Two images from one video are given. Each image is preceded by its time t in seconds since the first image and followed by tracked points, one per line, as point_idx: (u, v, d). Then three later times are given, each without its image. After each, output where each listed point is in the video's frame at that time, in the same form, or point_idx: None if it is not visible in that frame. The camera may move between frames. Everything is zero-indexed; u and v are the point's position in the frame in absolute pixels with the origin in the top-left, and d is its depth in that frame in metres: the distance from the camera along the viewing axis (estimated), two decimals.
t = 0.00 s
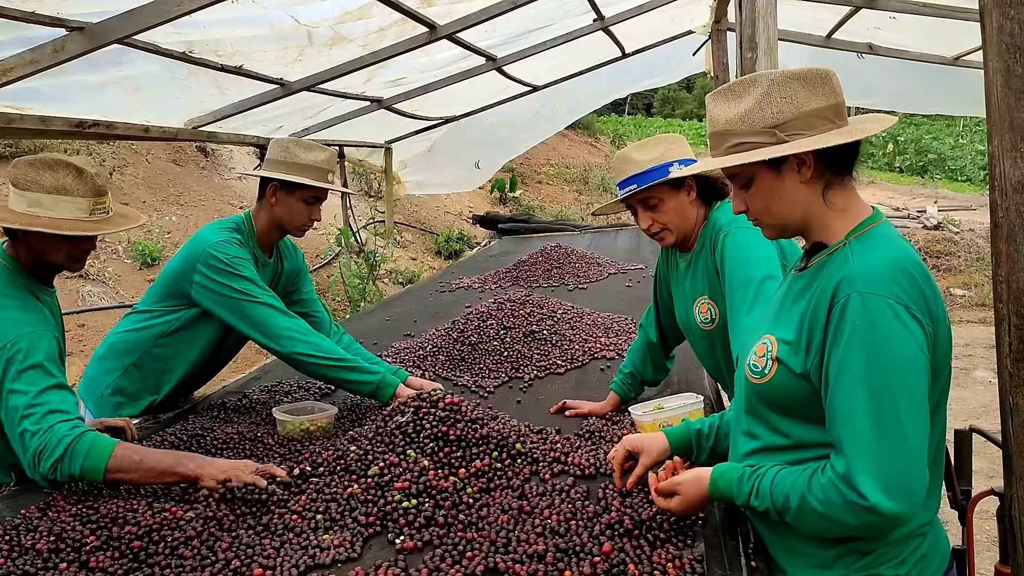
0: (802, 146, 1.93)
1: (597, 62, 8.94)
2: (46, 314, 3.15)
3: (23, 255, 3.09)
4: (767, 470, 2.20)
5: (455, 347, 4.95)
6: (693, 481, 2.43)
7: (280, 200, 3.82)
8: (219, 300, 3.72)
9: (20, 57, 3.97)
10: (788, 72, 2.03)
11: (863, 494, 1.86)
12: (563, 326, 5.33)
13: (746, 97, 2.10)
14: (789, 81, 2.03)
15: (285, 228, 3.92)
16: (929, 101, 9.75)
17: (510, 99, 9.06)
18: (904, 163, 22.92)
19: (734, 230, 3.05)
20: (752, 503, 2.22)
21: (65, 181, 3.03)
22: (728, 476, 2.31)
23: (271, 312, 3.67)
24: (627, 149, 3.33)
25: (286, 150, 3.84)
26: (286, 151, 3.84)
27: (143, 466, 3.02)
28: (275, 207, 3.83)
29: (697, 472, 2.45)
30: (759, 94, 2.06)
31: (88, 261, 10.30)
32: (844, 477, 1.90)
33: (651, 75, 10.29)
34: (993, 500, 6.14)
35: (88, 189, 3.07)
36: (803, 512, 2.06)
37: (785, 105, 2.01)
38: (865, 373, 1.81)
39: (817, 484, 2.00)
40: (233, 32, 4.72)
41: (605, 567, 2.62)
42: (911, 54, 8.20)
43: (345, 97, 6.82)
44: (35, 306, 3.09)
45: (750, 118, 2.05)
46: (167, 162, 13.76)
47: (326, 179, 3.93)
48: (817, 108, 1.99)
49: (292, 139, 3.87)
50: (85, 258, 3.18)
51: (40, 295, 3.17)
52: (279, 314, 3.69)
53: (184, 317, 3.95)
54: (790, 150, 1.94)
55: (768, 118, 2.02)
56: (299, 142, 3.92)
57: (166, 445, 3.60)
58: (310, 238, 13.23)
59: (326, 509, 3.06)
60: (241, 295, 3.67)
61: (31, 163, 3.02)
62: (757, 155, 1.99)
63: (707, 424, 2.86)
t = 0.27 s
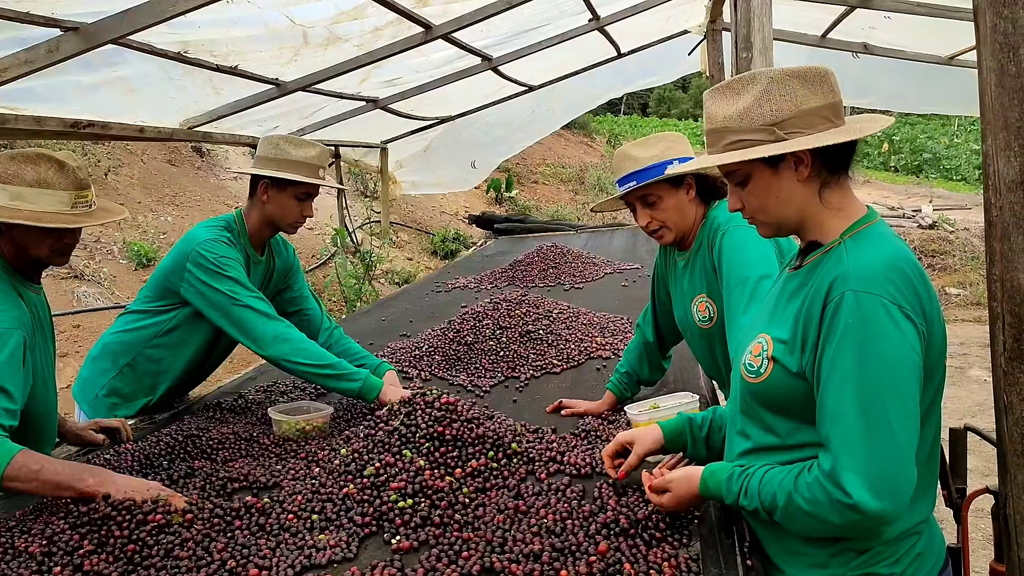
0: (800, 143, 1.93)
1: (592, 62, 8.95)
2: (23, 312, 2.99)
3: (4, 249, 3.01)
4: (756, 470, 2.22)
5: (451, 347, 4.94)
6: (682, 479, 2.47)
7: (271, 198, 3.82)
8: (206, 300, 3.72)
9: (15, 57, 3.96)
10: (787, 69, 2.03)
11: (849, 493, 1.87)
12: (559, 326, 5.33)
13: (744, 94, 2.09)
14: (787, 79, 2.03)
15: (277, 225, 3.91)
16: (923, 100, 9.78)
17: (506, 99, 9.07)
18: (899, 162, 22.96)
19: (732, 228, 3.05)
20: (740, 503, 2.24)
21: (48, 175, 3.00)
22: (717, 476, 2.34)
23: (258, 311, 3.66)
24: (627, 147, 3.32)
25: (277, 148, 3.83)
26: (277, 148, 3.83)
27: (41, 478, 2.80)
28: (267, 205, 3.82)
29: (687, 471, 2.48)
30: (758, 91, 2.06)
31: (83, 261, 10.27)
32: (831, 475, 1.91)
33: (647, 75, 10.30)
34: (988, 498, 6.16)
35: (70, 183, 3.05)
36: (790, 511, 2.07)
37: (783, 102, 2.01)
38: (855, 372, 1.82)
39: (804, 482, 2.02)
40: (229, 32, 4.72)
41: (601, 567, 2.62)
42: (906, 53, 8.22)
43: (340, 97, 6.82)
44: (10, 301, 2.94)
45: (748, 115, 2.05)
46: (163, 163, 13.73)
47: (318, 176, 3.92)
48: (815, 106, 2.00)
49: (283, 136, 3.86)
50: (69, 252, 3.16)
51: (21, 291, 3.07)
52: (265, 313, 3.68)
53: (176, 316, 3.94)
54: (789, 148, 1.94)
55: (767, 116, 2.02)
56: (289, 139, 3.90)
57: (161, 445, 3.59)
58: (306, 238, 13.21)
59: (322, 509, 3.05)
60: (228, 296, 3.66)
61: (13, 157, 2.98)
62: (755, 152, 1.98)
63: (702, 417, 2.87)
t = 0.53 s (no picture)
0: (796, 142, 1.92)
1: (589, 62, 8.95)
2: (27, 307, 2.97)
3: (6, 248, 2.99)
4: (736, 468, 2.25)
5: (448, 347, 4.94)
6: (666, 475, 2.52)
7: (265, 196, 3.80)
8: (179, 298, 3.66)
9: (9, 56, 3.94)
10: (784, 67, 2.02)
11: (824, 492, 1.88)
12: (556, 325, 5.33)
13: (740, 90, 2.08)
14: (783, 77, 2.02)
15: (271, 224, 3.89)
16: (919, 100, 9.80)
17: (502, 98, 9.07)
18: (895, 161, 22.96)
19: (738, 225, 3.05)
20: (720, 499, 2.27)
21: (49, 175, 2.98)
22: (699, 473, 2.40)
23: (222, 313, 3.55)
24: (630, 137, 3.34)
25: (270, 146, 3.82)
26: (270, 146, 3.82)
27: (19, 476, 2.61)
28: (259, 203, 3.81)
29: (670, 468, 2.54)
30: (754, 87, 2.05)
31: (79, 262, 10.25)
32: (805, 473, 1.93)
33: (643, 74, 10.31)
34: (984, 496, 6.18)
35: (71, 182, 3.04)
36: (768, 508, 2.09)
37: (779, 100, 2.00)
38: (833, 372, 1.82)
39: (780, 481, 2.04)
40: (224, 32, 4.71)
41: (598, 566, 2.61)
42: (902, 52, 8.23)
43: (337, 97, 6.81)
44: (13, 296, 2.91)
45: (743, 111, 2.03)
46: (159, 163, 13.70)
47: (311, 174, 3.90)
48: (810, 105, 1.99)
49: (276, 134, 3.85)
50: (72, 251, 3.14)
51: (26, 291, 3.04)
52: (228, 316, 3.57)
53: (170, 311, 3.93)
54: (783, 146, 1.93)
55: (761, 113, 2.00)
56: (282, 138, 3.89)
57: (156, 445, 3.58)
58: (302, 238, 13.20)
59: (318, 509, 3.05)
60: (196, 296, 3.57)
61: (14, 158, 2.97)
62: (750, 149, 1.96)
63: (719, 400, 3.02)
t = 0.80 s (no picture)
0: (776, 143, 1.94)
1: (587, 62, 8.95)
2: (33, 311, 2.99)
3: (8, 254, 2.98)
4: (742, 473, 2.21)
5: (446, 347, 4.95)
6: (668, 486, 2.44)
7: (258, 198, 3.80)
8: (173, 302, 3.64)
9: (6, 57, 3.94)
10: (763, 68, 2.03)
11: (835, 495, 1.87)
12: (553, 325, 5.34)
13: (720, 92, 2.09)
14: (762, 78, 2.03)
15: (265, 227, 3.88)
16: (916, 100, 9.82)
17: (500, 98, 9.07)
18: (893, 161, 22.96)
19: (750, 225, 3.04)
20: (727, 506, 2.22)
21: (47, 178, 2.98)
22: (702, 480, 2.33)
23: (214, 315, 3.54)
24: (648, 122, 3.44)
25: (265, 148, 3.83)
26: (265, 148, 3.83)
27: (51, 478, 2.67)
28: (253, 206, 3.82)
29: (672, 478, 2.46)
30: (734, 88, 2.06)
31: (76, 263, 10.25)
32: (816, 476, 1.91)
33: (641, 74, 10.31)
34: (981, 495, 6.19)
35: (70, 185, 3.03)
36: (777, 513, 2.06)
37: (758, 101, 2.01)
38: (831, 374, 1.83)
39: (789, 485, 2.01)
40: (221, 33, 4.71)
41: (595, 568, 2.61)
42: (899, 52, 8.24)
43: (335, 97, 6.81)
44: (19, 301, 2.92)
45: (724, 113, 2.04)
46: (156, 163, 13.70)
47: (306, 178, 3.90)
48: (789, 106, 2.01)
49: (271, 137, 3.86)
50: (73, 254, 3.14)
51: (27, 294, 3.05)
52: (221, 317, 3.55)
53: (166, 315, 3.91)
54: (764, 148, 1.94)
55: (741, 114, 2.01)
56: (278, 140, 3.90)
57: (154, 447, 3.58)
58: (300, 239, 13.20)
59: (316, 510, 3.04)
60: (189, 300, 3.56)
61: (11, 162, 2.96)
62: (730, 151, 1.97)
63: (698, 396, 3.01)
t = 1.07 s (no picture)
0: (753, 145, 1.95)
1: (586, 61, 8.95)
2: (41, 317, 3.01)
3: (11, 260, 2.99)
4: (746, 478, 2.18)
5: (445, 347, 4.95)
6: (669, 493, 2.43)
7: (253, 201, 3.81)
8: (173, 307, 3.63)
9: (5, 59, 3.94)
10: (742, 69, 2.04)
11: (849, 497, 1.87)
12: (552, 326, 5.35)
13: (698, 92, 2.10)
14: (741, 79, 2.04)
15: (260, 230, 3.89)
16: (915, 100, 9.81)
17: (499, 98, 9.07)
18: (893, 160, 22.93)
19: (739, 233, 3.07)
20: (733, 512, 2.20)
21: (52, 184, 2.98)
22: (706, 484, 2.31)
23: (217, 318, 3.55)
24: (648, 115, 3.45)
25: (259, 150, 3.83)
26: (258, 150, 3.84)
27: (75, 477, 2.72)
28: (248, 209, 3.82)
29: (675, 483, 2.45)
30: (712, 89, 2.07)
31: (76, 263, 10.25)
32: (827, 480, 1.89)
33: (640, 74, 10.30)
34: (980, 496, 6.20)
35: (75, 191, 3.03)
36: (788, 517, 2.04)
37: (737, 102, 2.02)
38: (835, 376, 1.82)
39: (799, 488, 1.99)
40: (219, 34, 4.72)
41: (593, 569, 2.61)
42: (898, 52, 8.23)
43: (334, 98, 6.81)
44: (23, 306, 2.94)
45: (702, 113, 2.05)
46: (155, 164, 13.70)
47: (300, 180, 3.90)
48: (767, 108, 2.02)
49: (265, 138, 3.87)
50: (75, 260, 3.15)
51: (30, 299, 3.06)
52: (225, 321, 3.57)
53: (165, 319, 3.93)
54: (740, 149, 1.96)
55: (718, 116, 2.02)
56: (272, 141, 3.90)
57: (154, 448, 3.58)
58: (300, 239, 13.21)
59: (315, 511, 3.05)
60: (190, 304, 3.56)
61: (16, 167, 2.96)
62: (707, 152, 1.98)
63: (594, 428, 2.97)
